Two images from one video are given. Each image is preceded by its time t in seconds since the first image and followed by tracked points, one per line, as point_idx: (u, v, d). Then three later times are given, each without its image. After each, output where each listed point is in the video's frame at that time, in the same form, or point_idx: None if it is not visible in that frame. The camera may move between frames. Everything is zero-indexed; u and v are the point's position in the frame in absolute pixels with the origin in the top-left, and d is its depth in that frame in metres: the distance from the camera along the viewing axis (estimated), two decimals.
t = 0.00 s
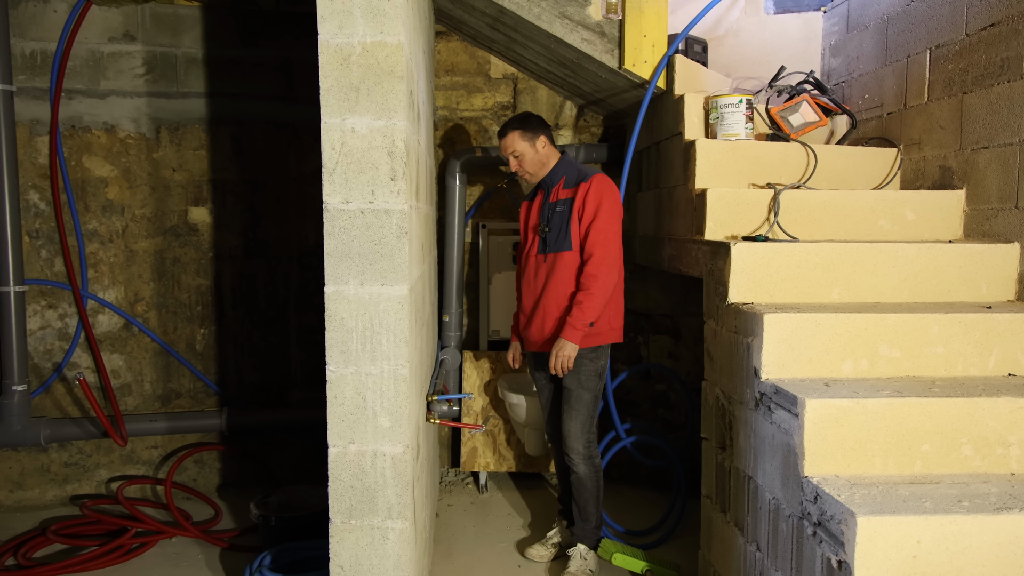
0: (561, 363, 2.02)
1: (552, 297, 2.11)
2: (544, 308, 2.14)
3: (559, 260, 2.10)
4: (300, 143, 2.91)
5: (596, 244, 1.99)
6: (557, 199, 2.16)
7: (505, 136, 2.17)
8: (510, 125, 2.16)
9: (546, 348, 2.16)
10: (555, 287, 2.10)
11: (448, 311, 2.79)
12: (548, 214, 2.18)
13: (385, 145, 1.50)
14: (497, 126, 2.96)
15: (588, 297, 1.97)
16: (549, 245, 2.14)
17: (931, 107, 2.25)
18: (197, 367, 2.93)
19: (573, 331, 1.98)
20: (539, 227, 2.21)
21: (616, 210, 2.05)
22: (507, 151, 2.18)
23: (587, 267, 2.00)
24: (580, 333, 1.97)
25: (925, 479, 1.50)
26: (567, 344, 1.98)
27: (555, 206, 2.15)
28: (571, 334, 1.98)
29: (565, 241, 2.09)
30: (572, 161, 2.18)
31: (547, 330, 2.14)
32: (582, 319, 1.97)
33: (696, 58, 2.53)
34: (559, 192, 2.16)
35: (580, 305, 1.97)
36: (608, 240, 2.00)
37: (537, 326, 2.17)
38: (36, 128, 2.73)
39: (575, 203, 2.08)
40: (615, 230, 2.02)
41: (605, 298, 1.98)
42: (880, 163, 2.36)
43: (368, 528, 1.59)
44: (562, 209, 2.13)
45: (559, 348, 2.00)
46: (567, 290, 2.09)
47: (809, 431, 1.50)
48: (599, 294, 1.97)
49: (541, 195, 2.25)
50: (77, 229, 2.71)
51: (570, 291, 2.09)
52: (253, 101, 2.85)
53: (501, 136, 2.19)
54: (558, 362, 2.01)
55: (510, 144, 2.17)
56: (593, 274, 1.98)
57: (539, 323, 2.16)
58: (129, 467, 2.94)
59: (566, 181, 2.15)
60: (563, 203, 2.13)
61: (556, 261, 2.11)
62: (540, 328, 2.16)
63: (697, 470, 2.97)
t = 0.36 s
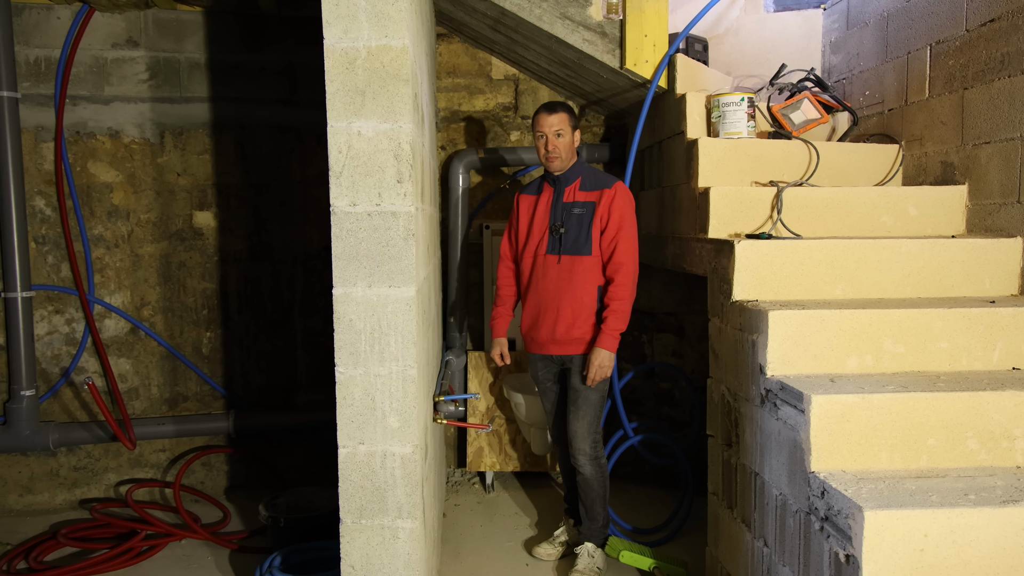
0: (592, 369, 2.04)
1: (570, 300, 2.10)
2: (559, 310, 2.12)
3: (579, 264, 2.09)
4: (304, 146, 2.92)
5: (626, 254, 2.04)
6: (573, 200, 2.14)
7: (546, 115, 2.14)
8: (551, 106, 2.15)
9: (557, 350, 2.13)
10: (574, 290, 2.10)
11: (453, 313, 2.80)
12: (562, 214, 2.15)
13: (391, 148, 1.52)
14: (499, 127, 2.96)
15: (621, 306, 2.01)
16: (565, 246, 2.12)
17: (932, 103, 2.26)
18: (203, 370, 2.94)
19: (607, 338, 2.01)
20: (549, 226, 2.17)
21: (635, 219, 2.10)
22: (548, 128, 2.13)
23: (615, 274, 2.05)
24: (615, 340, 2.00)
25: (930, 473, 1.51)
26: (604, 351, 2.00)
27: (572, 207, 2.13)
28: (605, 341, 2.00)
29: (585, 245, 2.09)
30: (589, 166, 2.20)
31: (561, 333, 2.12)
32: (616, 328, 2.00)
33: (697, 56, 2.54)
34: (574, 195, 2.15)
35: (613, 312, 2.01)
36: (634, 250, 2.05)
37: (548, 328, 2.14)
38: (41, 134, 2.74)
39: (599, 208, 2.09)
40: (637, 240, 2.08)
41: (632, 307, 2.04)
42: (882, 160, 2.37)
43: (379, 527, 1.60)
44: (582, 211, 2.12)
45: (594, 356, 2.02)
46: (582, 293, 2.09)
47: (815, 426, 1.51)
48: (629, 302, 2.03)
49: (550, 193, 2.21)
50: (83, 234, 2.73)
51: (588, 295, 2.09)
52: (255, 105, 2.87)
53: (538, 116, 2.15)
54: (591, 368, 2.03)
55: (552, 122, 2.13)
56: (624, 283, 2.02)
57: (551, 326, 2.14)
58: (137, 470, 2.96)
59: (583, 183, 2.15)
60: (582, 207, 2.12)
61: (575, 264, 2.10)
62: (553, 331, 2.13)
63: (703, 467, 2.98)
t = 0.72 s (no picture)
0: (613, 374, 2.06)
1: (583, 297, 2.09)
2: (569, 307, 2.11)
3: (592, 262, 2.09)
4: (307, 149, 2.92)
5: (644, 257, 2.06)
6: (587, 196, 2.14)
7: (576, 101, 2.13)
8: (582, 94, 2.15)
9: (566, 349, 2.13)
10: (588, 288, 2.09)
11: (457, 314, 2.80)
12: (575, 208, 2.14)
13: (396, 150, 1.52)
14: (503, 128, 2.96)
15: (641, 311, 2.04)
16: (578, 241, 2.11)
17: (936, 103, 2.25)
18: (208, 372, 2.94)
19: (627, 343, 2.04)
20: (561, 220, 2.16)
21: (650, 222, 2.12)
22: (577, 115, 2.12)
23: (634, 279, 2.06)
24: (637, 346, 2.03)
25: (936, 474, 1.50)
26: (626, 357, 2.03)
27: (586, 202, 2.13)
28: (627, 346, 2.03)
29: (599, 243, 2.09)
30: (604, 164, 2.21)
31: (570, 331, 2.11)
32: (635, 333, 2.03)
33: (700, 57, 2.53)
34: (589, 190, 2.15)
35: (633, 317, 2.04)
36: (651, 254, 2.08)
37: (556, 324, 2.13)
38: (46, 137, 2.75)
39: (615, 207, 2.10)
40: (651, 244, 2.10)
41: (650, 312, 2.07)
42: (886, 160, 2.37)
43: (384, 530, 1.60)
44: (597, 208, 2.11)
45: (616, 360, 2.05)
46: (593, 291, 2.09)
47: (821, 428, 1.51)
48: (646, 307, 2.06)
49: (563, 185, 2.20)
50: (88, 237, 2.74)
51: (602, 294, 2.09)
52: (259, 108, 2.87)
53: (567, 101, 2.14)
54: (613, 373, 2.05)
55: (581, 110, 2.13)
56: (643, 287, 2.04)
57: (560, 322, 2.13)
58: (142, 472, 2.96)
59: (599, 179, 2.15)
60: (597, 204, 2.12)
61: (588, 261, 2.09)
62: (562, 328, 2.12)
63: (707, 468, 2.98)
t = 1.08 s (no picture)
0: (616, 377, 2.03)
1: (596, 304, 2.09)
2: (582, 314, 2.10)
3: (605, 267, 2.09)
4: (310, 153, 2.92)
5: (654, 260, 2.08)
6: (596, 200, 2.12)
7: (586, 108, 2.10)
8: (592, 100, 2.11)
9: (579, 357, 2.12)
10: (601, 295, 2.10)
11: (459, 318, 2.81)
12: (584, 212, 2.12)
13: (398, 155, 1.52)
14: (504, 132, 2.96)
15: (648, 312, 2.04)
16: (590, 247, 2.09)
17: (939, 105, 2.25)
18: (211, 376, 2.95)
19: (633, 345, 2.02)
20: (570, 225, 2.13)
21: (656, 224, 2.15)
22: (587, 121, 2.09)
23: (643, 281, 2.07)
24: (641, 347, 2.01)
25: (940, 477, 1.50)
26: (628, 358, 2.00)
27: (596, 207, 2.11)
28: (631, 347, 2.01)
29: (611, 248, 2.09)
30: (609, 167, 2.19)
31: (584, 337, 2.11)
32: (645, 335, 2.03)
33: (702, 60, 2.53)
34: (597, 194, 2.13)
35: (640, 319, 2.04)
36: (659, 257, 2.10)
37: (569, 332, 2.12)
38: (49, 142, 2.76)
39: (625, 211, 2.10)
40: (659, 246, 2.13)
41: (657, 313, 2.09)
42: (889, 163, 2.37)
43: (387, 534, 1.60)
44: (607, 212, 2.11)
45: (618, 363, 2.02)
46: (606, 297, 2.10)
47: (825, 431, 1.50)
48: (653, 309, 2.07)
49: (570, 189, 2.16)
50: (91, 241, 2.75)
51: (614, 300, 2.10)
52: (261, 112, 2.88)
53: (577, 107, 2.10)
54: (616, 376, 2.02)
55: (592, 117, 2.09)
56: (653, 289, 2.06)
57: (573, 330, 2.12)
58: (145, 476, 2.96)
59: (606, 183, 2.14)
60: (607, 208, 2.12)
61: (600, 266, 2.09)
62: (575, 334, 2.12)
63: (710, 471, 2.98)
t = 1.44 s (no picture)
0: (632, 377, 2.11)
1: (592, 305, 2.12)
2: (579, 317, 2.12)
3: (599, 269, 2.14)
4: (311, 159, 2.93)
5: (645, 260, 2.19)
6: (585, 203, 2.16)
7: (571, 108, 2.11)
8: (577, 102, 2.13)
9: (578, 359, 2.13)
10: (598, 297, 2.13)
11: (460, 324, 2.81)
12: (574, 215, 2.15)
13: (399, 162, 1.52)
14: (505, 138, 2.97)
15: (646, 309, 2.15)
16: (584, 249, 2.13)
17: (940, 111, 2.25)
18: (211, 383, 2.94)
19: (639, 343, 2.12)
20: (561, 228, 2.14)
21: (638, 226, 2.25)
22: (574, 121, 2.11)
23: (637, 281, 2.17)
24: (650, 343, 2.13)
25: (943, 485, 1.50)
26: (641, 356, 2.10)
27: (585, 209, 2.15)
28: (640, 345, 2.11)
29: (604, 249, 2.14)
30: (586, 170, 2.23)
31: (583, 339, 2.12)
32: (647, 332, 2.12)
33: (703, 67, 2.52)
34: (586, 198, 2.17)
35: (642, 317, 2.13)
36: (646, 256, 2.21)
37: (568, 335, 2.13)
38: (50, 149, 2.77)
39: (615, 213, 2.17)
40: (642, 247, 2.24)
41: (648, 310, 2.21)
42: (890, 168, 2.37)
43: (388, 542, 1.60)
44: (597, 214, 2.15)
45: (632, 362, 2.10)
46: (601, 298, 2.14)
47: (827, 439, 1.50)
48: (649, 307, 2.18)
49: (556, 194, 2.17)
50: (92, 248, 2.75)
51: (607, 300, 2.15)
52: (263, 119, 2.88)
53: (562, 107, 2.12)
54: (630, 375, 2.09)
55: (577, 117, 2.11)
56: (647, 287, 2.16)
57: (571, 333, 2.13)
58: (145, 483, 2.96)
59: (591, 186, 2.18)
60: (596, 210, 2.16)
61: (595, 268, 2.13)
62: (573, 337, 2.13)
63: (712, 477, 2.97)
